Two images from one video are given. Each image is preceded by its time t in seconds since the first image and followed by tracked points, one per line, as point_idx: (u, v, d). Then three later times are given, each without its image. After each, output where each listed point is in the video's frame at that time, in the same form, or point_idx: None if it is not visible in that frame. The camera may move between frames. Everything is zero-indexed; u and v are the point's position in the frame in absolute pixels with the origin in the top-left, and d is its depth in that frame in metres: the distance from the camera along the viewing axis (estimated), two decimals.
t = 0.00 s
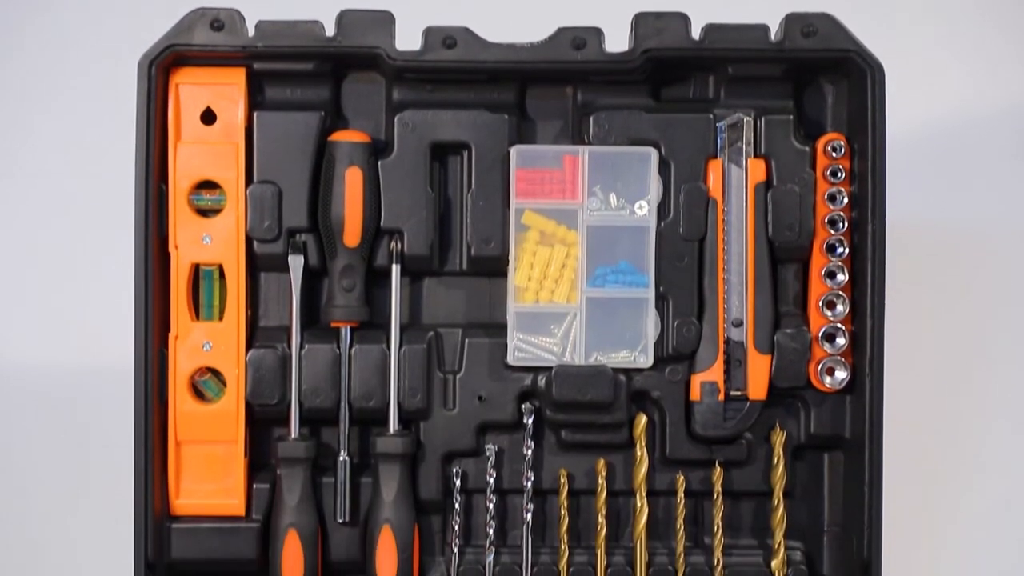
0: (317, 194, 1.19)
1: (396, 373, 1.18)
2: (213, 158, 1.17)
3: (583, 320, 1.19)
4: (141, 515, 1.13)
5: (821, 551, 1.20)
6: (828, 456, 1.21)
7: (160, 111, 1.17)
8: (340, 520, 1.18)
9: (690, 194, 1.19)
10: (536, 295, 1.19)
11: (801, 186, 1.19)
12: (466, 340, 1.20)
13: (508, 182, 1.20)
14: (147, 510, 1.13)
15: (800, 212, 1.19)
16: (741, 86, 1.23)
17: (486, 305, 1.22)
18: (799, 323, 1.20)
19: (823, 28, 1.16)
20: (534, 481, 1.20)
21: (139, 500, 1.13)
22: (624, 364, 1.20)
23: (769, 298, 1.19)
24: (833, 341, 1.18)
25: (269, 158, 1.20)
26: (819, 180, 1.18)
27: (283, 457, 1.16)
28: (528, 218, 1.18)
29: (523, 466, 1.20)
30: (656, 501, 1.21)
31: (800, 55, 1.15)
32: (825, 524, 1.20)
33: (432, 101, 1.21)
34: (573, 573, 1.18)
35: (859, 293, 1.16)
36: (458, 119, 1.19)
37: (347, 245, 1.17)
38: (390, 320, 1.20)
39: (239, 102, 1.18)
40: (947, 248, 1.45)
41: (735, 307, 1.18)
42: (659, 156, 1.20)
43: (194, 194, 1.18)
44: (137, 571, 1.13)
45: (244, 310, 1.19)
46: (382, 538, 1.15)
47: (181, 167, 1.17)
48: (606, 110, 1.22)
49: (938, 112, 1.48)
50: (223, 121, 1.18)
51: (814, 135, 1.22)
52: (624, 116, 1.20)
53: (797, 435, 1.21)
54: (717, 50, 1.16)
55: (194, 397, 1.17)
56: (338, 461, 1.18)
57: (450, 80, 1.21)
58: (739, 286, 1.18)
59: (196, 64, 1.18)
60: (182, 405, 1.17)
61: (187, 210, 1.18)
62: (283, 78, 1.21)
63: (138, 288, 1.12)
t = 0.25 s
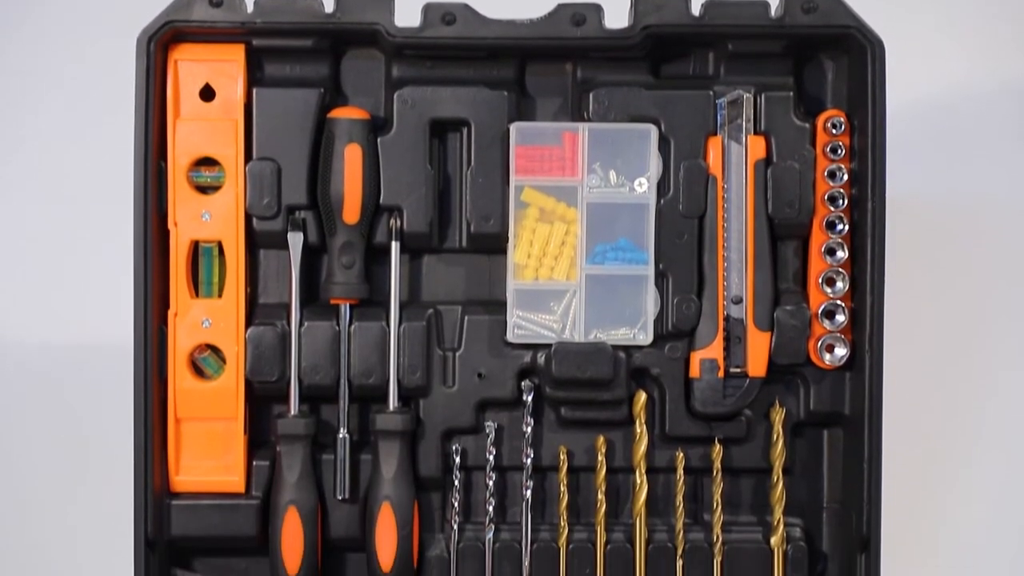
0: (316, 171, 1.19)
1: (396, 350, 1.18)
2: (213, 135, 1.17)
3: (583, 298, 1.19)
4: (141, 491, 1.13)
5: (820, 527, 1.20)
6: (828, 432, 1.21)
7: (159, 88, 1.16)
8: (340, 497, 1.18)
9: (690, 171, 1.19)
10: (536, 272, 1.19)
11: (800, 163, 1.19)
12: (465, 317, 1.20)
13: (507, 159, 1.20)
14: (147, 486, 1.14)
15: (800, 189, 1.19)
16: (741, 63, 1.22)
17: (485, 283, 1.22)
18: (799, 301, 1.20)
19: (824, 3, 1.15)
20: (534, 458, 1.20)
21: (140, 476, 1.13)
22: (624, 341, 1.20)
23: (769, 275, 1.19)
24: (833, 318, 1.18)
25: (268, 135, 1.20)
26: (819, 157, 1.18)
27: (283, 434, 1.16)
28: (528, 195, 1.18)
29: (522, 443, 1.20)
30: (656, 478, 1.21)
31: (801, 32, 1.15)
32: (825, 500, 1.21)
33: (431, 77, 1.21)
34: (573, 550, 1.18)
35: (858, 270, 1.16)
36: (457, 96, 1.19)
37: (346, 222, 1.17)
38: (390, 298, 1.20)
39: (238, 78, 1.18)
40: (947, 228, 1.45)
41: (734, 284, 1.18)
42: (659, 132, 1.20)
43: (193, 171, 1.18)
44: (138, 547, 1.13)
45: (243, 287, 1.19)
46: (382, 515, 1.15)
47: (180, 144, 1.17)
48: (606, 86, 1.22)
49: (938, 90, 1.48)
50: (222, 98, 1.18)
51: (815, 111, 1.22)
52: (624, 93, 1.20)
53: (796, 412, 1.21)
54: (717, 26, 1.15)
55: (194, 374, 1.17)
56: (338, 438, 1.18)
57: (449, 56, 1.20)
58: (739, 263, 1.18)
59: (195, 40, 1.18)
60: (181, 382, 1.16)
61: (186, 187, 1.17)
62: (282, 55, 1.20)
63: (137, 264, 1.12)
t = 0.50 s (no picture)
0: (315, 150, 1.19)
1: (395, 328, 1.18)
2: (211, 113, 1.17)
3: (583, 277, 1.19)
4: (141, 469, 1.13)
5: (819, 506, 1.21)
6: (828, 411, 1.21)
7: (158, 66, 1.16)
8: (340, 475, 1.18)
9: (690, 150, 1.19)
10: (536, 251, 1.19)
11: (801, 141, 1.19)
12: (465, 296, 1.20)
13: (507, 137, 1.19)
14: (146, 464, 1.14)
15: (800, 168, 1.19)
16: (741, 41, 1.22)
17: (485, 262, 1.22)
18: (799, 279, 1.20)
19: None
20: (533, 437, 1.20)
21: (139, 453, 1.13)
22: (624, 320, 1.20)
23: (769, 254, 1.18)
24: (833, 297, 1.18)
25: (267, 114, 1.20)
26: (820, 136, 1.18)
27: (283, 413, 1.16)
28: (528, 173, 1.18)
29: (522, 422, 1.20)
30: (656, 457, 1.22)
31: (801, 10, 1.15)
32: (824, 478, 1.21)
33: (431, 56, 1.20)
34: (572, 529, 1.19)
35: (858, 249, 1.16)
36: (457, 74, 1.19)
37: (346, 201, 1.17)
38: (389, 277, 1.20)
39: (236, 56, 1.18)
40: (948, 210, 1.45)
41: (734, 263, 1.18)
42: (659, 111, 1.20)
43: (192, 150, 1.18)
44: (138, 525, 1.14)
45: (243, 265, 1.18)
46: (382, 493, 1.16)
47: (179, 122, 1.17)
48: (605, 65, 1.21)
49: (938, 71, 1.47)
50: (220, 76, 1.18)
51: (815, 90, 1.21)
52: (624, 72, 1.20)
53: (796, 391, 1.21)
54: (717, 4, 1.15)
55: (194, 352, 1.17)
56: (338, 417, 1.18)
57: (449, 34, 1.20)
58: (739, 242, 1.18)
59: (194, 19, 1.17)
60: (181, 360, 1.16)
61: (185, 166, 1.17)
62: (281, 33, 1.20)
63: (137, 242, 1.12)
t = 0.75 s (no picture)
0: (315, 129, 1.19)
1: (395, 308, 1.18)
2: (210, 91, 1.17)
3: (582, 256, 1.19)
4: (140, 448, 1.13)
5: (818, 485, 1.21)
6: (827, 390, 1.21)
7: (157, 44, 1.16)
8: (339, 454, 1.18)
9: (690, 129, 1.19)
10: (535, 231, 1.19)
11: (801, 120, 1.19)
12: (465, 276, 1.20)
13: (506, 116, 1.19)
14: (145, 443, 1.14)
15: (800, 147, 1.19)
16: (741, 20, 1.22)
17: (485, 241, 1.22)
18: (799, 259, 1.20)
19: None
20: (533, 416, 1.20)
21: (139, 432, 1.13)
22: (624, 299, 1.20)
23: (769, 233, 1.18)
24: (833, 276, 1.18)
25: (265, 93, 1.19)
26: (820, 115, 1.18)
27: (282, 392, 1.16)
28: (527, 153, 1.18)
29: (521, 401, 1.20)
30: (655, 436, 1.22)
31: None
32: (823, 458, 1.21)
33: (430, 34, 1.20)
34: (572, 507, 1.19)
35: (858, 228, 1.16)
36: (456, 53, 1.18)
37: (345, 180, 1.17)
38: (388, 256, 1.20)
39: (235, 35, 1.17)
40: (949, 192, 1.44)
41: (734, 242, 1.18)
42: (659, 90, 1.19)
43: (191, 128, 1.17)
44: (138, 504, 1.13)
45: (242, 244, 1.18)
46: (382, 473, 1.16)
47: (178, 101, 1.16)
48: (605, 43, 1.21)
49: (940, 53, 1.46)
50: (219, 54, 1.17)
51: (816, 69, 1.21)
52: (624, 50, 1.20)
53: (795, 370, 1.21)
54: None
55: (193, 331, 1.17)
56: (337, 396, 1.18)
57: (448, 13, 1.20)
58: (739, 221, 1.18)
59: None
60: (180, 339, 1.16)
61: (184, 144, 1.17)
62: (279, 12, 1.20)
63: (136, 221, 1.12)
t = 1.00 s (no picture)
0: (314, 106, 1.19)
1: (394, 285, 1.18)
2: (209, 68, 1.16)
3: (582, 233, 1.19)
4: (140, 425, 1.13)
5: (818, 462, 1.21)
6: (827, 368, 1.21)
7: (155, 20, 1.15)
8: (339, 431, 1.18)
9: (690, 107, 1.18)
10: (535, 208, 1.19)
11: (801, 98, 1.18)
12: (464, 253, 1.20)
13: (506, 93, 1.19)
14: (145, 420, 1.13)
15: (801, 125, 1.18)
16: None
17: (484, 218, 1.22)
18: (799, 237, 1.20)
19: None
20: (533, 394, 1.20)
21: (138, 409, 1.13)
22: (624, 277, 1.19)
23: (769, 211, 1.18)
24: (833, 254, 1.18)
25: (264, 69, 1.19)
26: (820, 93, 1.18)
27: (282, 369, 1.16)
28: (527, 130, 1.18)
29: (521, 378, 1.20)
30: (655, 414, 1.22)
31: None
32: (823, 435, 1.21)
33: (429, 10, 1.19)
34: (571, 485, 1.19)
35: (859, 205, 1.16)
36: (456, 30, 1.18)
37: (345, 157, 1.17)
38: (387, 234, 1.20)
39: (234, 11, 1.17)
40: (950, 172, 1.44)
41: (735, 219, 1.18)
42: (659, 67, 1.19)
43: (189, 105, 1.17)
44: (138, 481, 1.13)
45: (241, 221, 1.18)
46: (381, 450, 1.16)
47: (176, 77, 1.16)
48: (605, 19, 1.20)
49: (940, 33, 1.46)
50: (219, 31, 1.17)
51: (817, 46, 1.21)
52: (624, 27, 1.19)
53: (795, 347, 1.21)
54: None
55: (192, 308, 1.17)
56: (337, 373, 1.18)
57: None
58: (739, 198, 1.18)
59: None
60: (179, 316, 1.16)
61: (183, 121, 1.17)
62: None
63: (135, 198, 1.12)
